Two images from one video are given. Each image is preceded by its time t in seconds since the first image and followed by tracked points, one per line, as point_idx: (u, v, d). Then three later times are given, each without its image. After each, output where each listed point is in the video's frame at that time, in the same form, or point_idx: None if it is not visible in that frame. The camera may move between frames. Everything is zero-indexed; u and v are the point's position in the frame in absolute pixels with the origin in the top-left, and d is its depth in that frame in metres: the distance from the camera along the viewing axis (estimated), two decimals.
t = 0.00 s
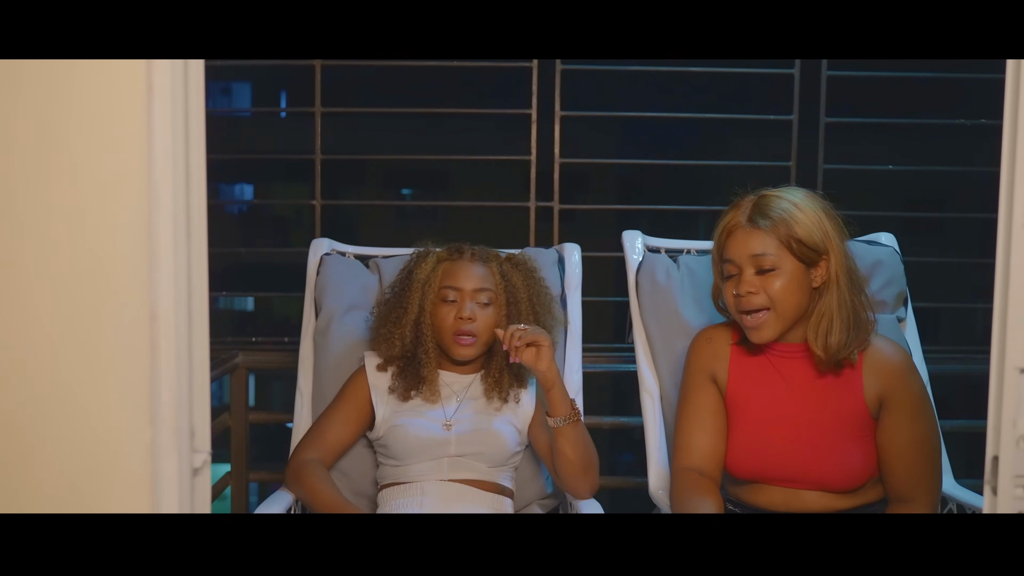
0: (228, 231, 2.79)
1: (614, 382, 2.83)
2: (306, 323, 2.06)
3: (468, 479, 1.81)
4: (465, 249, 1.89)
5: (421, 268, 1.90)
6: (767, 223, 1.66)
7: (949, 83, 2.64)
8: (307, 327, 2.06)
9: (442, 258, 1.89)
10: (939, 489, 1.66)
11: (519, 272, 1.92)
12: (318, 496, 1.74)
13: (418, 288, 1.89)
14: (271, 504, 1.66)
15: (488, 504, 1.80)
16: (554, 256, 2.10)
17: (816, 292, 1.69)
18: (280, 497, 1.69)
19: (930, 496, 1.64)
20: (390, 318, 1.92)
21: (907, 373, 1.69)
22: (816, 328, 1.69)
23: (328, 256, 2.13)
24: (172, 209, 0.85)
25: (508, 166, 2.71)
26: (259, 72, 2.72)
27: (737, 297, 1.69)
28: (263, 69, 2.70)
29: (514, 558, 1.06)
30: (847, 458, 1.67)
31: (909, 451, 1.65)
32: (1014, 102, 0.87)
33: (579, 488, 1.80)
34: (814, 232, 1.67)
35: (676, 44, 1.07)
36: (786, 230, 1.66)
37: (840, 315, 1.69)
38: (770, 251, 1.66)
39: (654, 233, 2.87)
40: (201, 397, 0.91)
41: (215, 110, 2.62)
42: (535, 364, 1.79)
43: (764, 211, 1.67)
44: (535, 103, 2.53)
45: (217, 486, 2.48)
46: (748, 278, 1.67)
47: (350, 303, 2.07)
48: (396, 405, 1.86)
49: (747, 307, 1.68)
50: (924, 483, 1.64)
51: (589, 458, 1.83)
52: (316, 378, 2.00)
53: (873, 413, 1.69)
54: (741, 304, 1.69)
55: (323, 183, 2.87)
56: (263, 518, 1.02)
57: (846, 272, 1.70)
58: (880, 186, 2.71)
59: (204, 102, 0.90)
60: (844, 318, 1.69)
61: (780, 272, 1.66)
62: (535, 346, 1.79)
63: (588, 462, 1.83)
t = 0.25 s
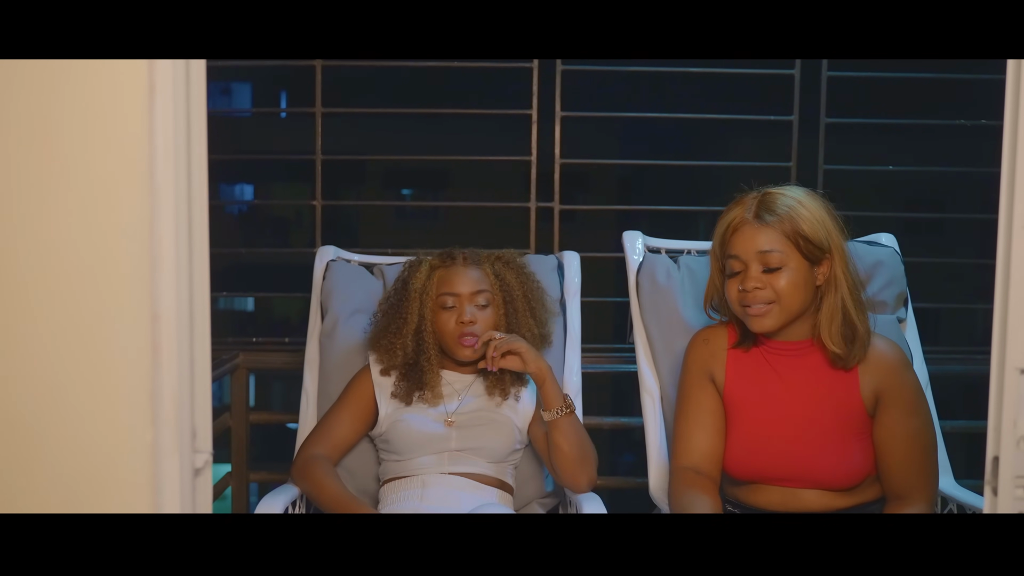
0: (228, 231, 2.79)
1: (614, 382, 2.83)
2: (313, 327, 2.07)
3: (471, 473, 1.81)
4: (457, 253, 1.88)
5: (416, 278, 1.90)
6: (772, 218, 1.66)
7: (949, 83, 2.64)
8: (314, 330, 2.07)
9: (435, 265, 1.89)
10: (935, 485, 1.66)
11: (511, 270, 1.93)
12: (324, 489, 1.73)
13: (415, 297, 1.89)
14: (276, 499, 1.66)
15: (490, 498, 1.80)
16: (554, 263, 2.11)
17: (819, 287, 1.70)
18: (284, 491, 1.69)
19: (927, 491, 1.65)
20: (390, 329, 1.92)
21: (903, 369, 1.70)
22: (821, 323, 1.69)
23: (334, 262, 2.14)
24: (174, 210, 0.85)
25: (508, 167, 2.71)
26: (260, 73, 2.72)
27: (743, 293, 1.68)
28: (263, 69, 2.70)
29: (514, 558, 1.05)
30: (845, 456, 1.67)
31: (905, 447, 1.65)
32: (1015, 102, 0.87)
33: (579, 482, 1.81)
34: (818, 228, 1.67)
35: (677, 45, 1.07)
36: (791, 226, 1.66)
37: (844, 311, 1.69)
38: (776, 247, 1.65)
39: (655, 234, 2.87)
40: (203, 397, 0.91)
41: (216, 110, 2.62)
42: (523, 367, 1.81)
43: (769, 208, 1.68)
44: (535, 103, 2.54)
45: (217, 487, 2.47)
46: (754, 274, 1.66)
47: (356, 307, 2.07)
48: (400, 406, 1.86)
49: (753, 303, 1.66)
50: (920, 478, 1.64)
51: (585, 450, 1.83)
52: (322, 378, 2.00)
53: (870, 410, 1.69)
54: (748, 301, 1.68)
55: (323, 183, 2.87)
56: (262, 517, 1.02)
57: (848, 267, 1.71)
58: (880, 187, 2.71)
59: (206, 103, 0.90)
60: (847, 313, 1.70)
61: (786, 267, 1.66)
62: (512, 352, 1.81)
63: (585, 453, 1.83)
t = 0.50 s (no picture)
0: (228, 232, 2.79)
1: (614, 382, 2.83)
2: (318, 330, 2.06)
3: (474, 468, 1.81)
4: (453, 257, 1.89)
5: (414, 282, 1.91)
6: (766, 222, 1.65)
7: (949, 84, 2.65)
8: (319, 333, 2.06)
9: (432, 270, 1.90)
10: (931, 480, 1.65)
11: (509, 271, 1.94)
12: (329, 484, 1.73)
13: (415, 302, 1.90)
14: (280, 492, 1.67)
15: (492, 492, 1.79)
16: (554, 268, 2.10)
17: (813, 290, 1.70)
18: (290, 481, 1.70)
19: (922, 486, 1.64)
20: (392, 332, 1.92)
21: (895, 364, 1.69)
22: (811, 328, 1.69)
23: (340, 267, 2.14)
24: (175, 211, 0.85)
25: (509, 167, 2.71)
26: (260, 73, 2.72)
27: (736, 297, 1.68)
28: (264, 70, 2.69)
29: (513, 559, 1.06)
30: (839, 452, 1.66)
31: (899, 442, 1.64)
32: (1015, 102, 0.87)
33: (579, 476, 1.79)
34: (811, 233, 1.67)
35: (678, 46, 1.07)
36: (784, 230, 1.66)
37: (835, 316, 1.69)
38: (769, 251, 1.65)
39: (655, 234, 2.87)
40: (204, 397, 0.91)
41: (216, 111, 2.62)
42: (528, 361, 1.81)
43: (764, 211, 1.67)
44: (535, 105, 2.54)
45: (217, 487, 2.47)
46: (747, 277, 1.66)
47: (359, 310, 2.06)
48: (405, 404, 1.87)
49: (745, 307, 1.66)
50: (915, 473, 1.63)
51: (585, 446, 1.82)
52: (327, 375, 2.00)
53: (862, 406, 1.68)
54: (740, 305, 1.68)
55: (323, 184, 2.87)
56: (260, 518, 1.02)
57: (842, 269, 1.71)
58: (881, 187, 2.71)
59: (208, 104, 0.90)
60: (841, 315, 1.70)
61: (779, 271, 1.65)
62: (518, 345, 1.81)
63: (585, 450, 1.82)
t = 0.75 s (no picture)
0: (228, 232, 2.78)
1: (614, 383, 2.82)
2: (316, 328, 2.05)
3: (474, 471, 1.81)
4: (459, 254, 1.92)
5: (418, 278, 1.93)
6: (754, 228, 1.62)
7: (949, 84, 2.65)
8: (318, 332, 2.05)
9: (437, 266, 1.92)
10: (926, 477, 1.65)
11: (514, 271, 1.94)
12: (330, 488, 1.74)
13: (419, 296, 1.92)
14: (280, 493, 1.66)
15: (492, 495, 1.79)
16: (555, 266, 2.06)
17: (804, 292, 1.67)
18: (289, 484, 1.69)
19: (916, 484, 1.64)
20: (394, 327, 1.93)
21: (887, 364, 1.67)
22: (803, 333, 1.66)
23: (338, 266, 2.12)
24: (177, 210, 0.85)
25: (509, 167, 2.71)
26: (260, 73, 2.71)
27: (727, 304, 1.65)
28: (264, 70, 2.69)
29: (514, 558, 1.07)
30: (832, 453, 1.66)
31: (891, 440, 1.64)
32: (1018, 101, 0.87)
33: (578, 479, 1.78)
34: (802, 237, 1.63)
35: (679, 46, 1.07)
36: (773, 236, 1.62)
37: (827, 320, 1.66)
38: (759, 258, 1.62)
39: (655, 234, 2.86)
40: (206, 398, 0.91)
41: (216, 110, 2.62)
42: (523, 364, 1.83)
43: (753, 216, 1.64)
44: (535, 105, 2.54)
45: (218, 487, 2.47)
46: (738, 285, 1.63)
47: (359, 309, 2.05)
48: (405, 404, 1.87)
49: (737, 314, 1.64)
50: (909, 471, 1.63)
51: (584, 448, 1.81)
52: (326, 378, 2.00)
53: (854, 407, 1.67)
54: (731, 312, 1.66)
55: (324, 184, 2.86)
56: (260, 518, 1.04)
57: (834, 270, 1.67)
58: (881, 188, 2.71)
59: (210, 104, 0.90)
60: (833, 317, 1.67)
61: (769, 277, 1.62)
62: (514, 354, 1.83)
63: (584, 452, 1.81)
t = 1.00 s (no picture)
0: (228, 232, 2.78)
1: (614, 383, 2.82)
2: (313, 328, 2.07)
3: (471, 476, 1.81)
4: (459, 252, 1.89)
5: (417, 278, 1.92)
6: (749, 233, 1.61)
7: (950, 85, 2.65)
8: (314, 331, 2.07)
9: (437, 265, 1.90)
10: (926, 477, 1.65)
11: (514, 270, 1.94)
12: (326, 493, 1.74)
13: (418, 296, 1.91)
14: (276, 500, 1.66)
15: (490, 501, 1.80)
16: (555, 262, 2.09)
17: (800, 295, 1.66)
18: (284, 494, 1.68)
19: (916, 484, 1.63)
20: (393, 328, 1.92)
21: (884, 364, 1.67)
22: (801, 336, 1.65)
23: (334, 262, 2.13)
24: (177, 210, 0.85)
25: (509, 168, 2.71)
26: (260, 73, 2.71)
27: (725, 311, 1.64)
28: (264, 70, 2.69)
29: (514, 558, 1.07)
30: (830, 453, 1.66)
31: (890, 441, 1.64)
32: (1019, 102, 0.87)
33: (578, 487, 1.80)
34: (796, 241, 1.62)
35: (679, 46, 1.07)
36: (768, 241, 1.61)
37: (824, 322, 1.65)
38: (755, 264, 1.61)
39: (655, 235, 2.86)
40: (206, 397, 0.91)
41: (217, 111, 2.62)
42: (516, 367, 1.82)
43: (747, 222, 1.63)
44: (535, 105, 2.54)
45: (218, 487, 2.47)
46: (735, 291, 1.62)
47: (355, 307, 2.06)
48: (401, 409, 1.87)
49: (735, 321, 1.63)
50: (908, 471, 1.63)
51: (584, 454, 1.81)
52: (322, 378, 2.00)
53: (853, 407, 1.67)
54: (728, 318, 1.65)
55: (324, 184, 2.86)
56: (261, 518, 1.03)
57: (829, 271, 1.67)
58: (882, 188, 2.71)
59: (210, 103, 0.90)
60: (830, 318, 1.66)
61: (766, 283, 1.61)
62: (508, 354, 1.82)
63: (584, 458, 1.81)
